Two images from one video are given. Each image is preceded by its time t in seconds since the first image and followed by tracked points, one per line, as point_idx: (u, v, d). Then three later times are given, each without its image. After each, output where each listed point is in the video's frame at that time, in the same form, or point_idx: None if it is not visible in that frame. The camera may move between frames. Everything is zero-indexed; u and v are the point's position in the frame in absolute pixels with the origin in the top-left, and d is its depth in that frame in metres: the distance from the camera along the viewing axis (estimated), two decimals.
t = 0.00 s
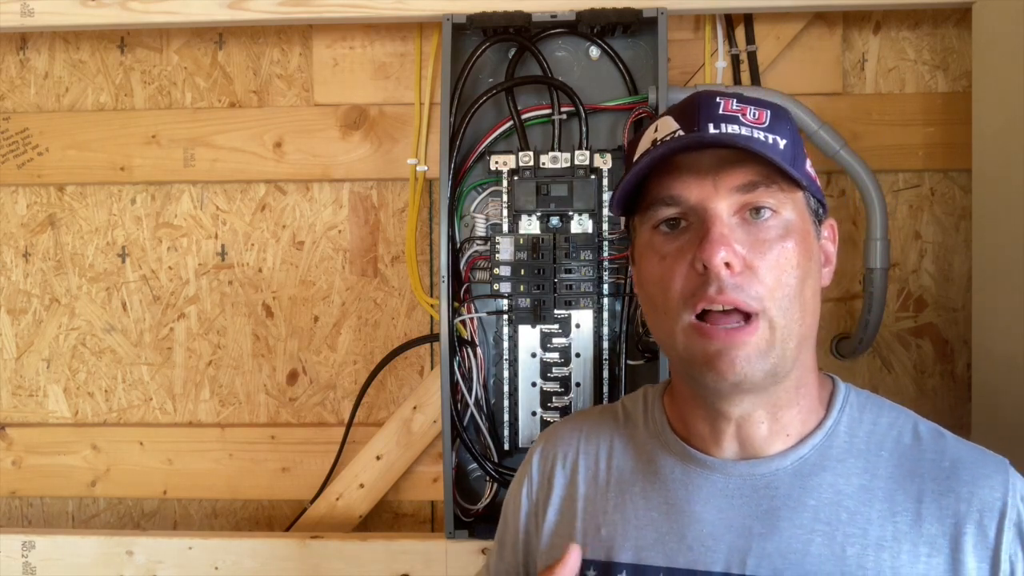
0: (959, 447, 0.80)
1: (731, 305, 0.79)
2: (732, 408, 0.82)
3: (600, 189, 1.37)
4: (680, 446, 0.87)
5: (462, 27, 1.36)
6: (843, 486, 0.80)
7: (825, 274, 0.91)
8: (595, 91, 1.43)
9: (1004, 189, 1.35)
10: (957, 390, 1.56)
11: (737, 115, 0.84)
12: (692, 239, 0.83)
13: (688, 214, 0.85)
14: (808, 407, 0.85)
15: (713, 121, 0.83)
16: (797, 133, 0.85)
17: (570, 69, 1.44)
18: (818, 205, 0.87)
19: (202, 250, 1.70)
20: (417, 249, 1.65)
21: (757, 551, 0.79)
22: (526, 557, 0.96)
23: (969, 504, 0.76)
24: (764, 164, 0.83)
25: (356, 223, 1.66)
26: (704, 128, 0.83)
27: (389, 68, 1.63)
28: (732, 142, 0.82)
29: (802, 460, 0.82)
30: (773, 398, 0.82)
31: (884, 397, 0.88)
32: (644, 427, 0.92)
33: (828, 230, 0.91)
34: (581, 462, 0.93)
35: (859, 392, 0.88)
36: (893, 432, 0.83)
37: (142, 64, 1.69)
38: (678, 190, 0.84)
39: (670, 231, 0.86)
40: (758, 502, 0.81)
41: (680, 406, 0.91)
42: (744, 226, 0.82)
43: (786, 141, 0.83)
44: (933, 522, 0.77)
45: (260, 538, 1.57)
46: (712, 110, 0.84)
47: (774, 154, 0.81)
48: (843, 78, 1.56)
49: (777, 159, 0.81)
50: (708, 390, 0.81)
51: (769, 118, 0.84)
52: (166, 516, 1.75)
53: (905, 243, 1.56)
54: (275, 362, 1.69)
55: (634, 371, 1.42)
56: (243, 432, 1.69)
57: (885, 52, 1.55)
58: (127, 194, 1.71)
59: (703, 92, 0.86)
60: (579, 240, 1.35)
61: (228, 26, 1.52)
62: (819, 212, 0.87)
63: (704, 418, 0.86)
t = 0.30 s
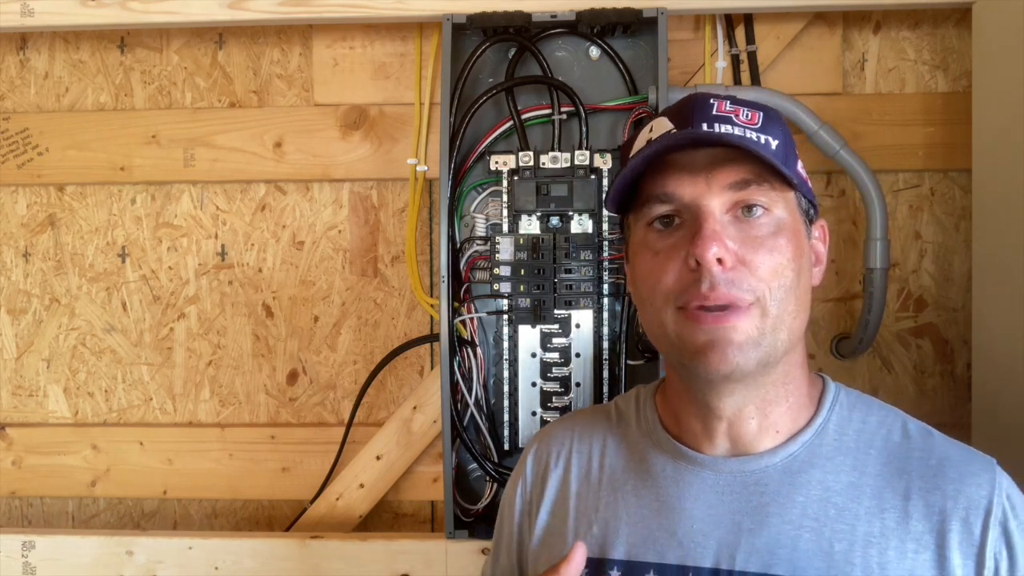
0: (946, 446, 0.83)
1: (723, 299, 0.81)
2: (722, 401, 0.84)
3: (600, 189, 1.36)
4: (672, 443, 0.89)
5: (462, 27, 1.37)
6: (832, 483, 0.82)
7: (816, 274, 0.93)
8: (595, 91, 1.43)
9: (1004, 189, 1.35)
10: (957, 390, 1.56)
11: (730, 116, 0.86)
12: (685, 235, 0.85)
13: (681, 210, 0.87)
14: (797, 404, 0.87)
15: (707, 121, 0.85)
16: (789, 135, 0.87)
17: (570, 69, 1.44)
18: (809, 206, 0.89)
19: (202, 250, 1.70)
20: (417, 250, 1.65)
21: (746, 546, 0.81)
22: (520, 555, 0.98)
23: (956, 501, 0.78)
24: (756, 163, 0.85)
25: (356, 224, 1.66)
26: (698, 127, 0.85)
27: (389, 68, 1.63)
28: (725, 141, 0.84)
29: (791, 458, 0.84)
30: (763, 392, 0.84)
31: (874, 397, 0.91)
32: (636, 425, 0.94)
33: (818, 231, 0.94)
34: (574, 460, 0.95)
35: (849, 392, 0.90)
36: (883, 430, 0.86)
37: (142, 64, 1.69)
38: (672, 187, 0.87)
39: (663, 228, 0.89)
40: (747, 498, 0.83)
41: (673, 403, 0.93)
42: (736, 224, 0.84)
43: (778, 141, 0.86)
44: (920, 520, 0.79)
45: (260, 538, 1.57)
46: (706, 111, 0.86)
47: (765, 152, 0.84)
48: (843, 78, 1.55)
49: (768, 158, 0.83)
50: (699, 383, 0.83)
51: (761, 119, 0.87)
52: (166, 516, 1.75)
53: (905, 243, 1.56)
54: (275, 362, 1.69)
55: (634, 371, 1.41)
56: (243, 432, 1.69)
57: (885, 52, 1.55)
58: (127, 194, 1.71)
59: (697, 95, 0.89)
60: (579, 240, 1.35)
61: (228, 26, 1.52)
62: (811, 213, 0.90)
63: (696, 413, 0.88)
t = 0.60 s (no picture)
0: (941, 446, 0.83)
1: (720, 294, 0.81)
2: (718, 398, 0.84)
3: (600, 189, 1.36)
4: (668, 443, 0.89)
5: (462, 27, 1.36)
6: (827, 482, 0.82)
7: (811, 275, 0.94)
8: (595, 91, 1.43)
9: (1004, 189, 1.35)
10: (957, 390, 1.56)
11: (729, 116, 0.87)
12: (683, 231, 0.86)
13: (680, 207, 0.87)
14: (793, 404, 0.87)
15: (706, 120, 0.86)
16: (786, 136, 0.88)
17: (570, 69, 1.44)
18: (806, 206, 0.90)
19: (202, 250, 1.70)
20: (417, 249, 1.65)
21: (741, 545, 0.81)
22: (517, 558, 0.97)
23: (951, 500, 0.79)
24: (754, 162, 0.86)
25: (356, 224, 1.66)
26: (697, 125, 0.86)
27: (389, 68, 1.63)
28: (724, 139, 0.85)
29: (786, 457, 0.84)
30: (759, 390, 0.84)
31: (869, 398, 0.91)
32: (633, 426, 0.94)
33: (813, 233, 0.95)
34: (570, 462, 0.95)
35: (844, 392, 0.91)
36: (878, 430, 0.86)
37: (142, 64, 1.69)
38: (671, 184, 0.87)
39: (661, 224, 0.89)
40: (743, 497, 0.83)
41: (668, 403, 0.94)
42: (733, 221, 0.85)
43: (776, 141, 0.86)
44: (915, 519, 0.79)
45: (260, 538, 1.57)
46: (705, 110, 0.87)
47: (764, 151, 0.84)
48: (843, 78, 1.55)
49: (766, 156, 0.84)
50: (696, 379, 0.83)
51: (760, 120, 0.87)
52: (166, 516, 1.75)
53: (905, 243, 1.56)
54: (275, 362, 1.69)
55: (634, 371, 1.41)
56: (243, 432, 1.69)
57: (885, 52, 1.55)
58: (127, 194, 1.71)
59: (697, 95, 0.90)
60: (579, 240, 1.35)
61: (228, 26, 1.52)
62: (807, 214, 0.90)
63: (692, 412, 0.88)
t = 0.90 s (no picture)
0: (936, 446, 0.84)
1: (718, 298, 0.81)
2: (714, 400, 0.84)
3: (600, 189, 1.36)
4: (663, 443, 0.89)
5: (462, 27, 1.37)
6: (821, 481, 0.83)
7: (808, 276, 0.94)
8: (595, 91, 1.43)
9: (1004, 189, 1.35)
10: (957, 390, 1.56)
11: (729, 117, 0.87)
12: (682, 235, 0.86)
13: (679, 210, 0.87)
14: (787, 404, 0.88)
15: (706, 122, 0.86)
16: (786, 139, 0.88)
17: (570, 69, 1.44)
18: (804, 209, 0.90)
19: (202, 250, 1.70)
20: (417, 249, 1.65)
21: (735, 545, 0.81)
22: (519, 558, 0.99)
23: (945, 500, 0.79)
24: (754, 166, 0.86)
25: (356, 224, 1.66)
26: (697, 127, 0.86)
27: (389, 68, 1.63)
28: (724, 142, 0.85)
29: (780, 457, 0.85)
30: (755, 392, 0.85)
31: (864, 399, 0.92)
32: (628, 427, 0.95)
33: (812, 235, 0.94)
34: (566, 464, 0.96)
35: (839, 393, 0.91)
36: (873, 430, 0.86)
37: (142, 64, 1.69)
38: (671, 187, 0.87)
39: (660, 227, 0.89)
40: (737, 496, 0.84)
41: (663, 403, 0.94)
42: (733, 225, 0.85)
43: (776, 144, 0.86)
44: (909, 519, 0.79)
45: (260, 538, 1.57)
46: (705, 112, 0.87)
47: (764, 155, 0.84)
48: (843, 78, 1.56)
49: (766, 160, 0.84)
50: (693, 382, 0.83)
51: (760, 122, 0.87)
52: (166, 516, 1.75)
53: (905, 243, 1.56)
54: (275, 362, 1.69)
55: (634, 371, 1.41)
56: (243, 432, 1.69)
57: (885, 52, 1.55)
58: (127, 194, 1.71)
59: (697, 96, 0.90)
60: (579, 240, 1.35)
61: (228, 26, 1.52)
62: (804, 216, 0.90)
63: (688, 413, 0.88)
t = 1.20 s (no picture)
0: (926, 446, 0.84)
1: (714, 295, 0.81)
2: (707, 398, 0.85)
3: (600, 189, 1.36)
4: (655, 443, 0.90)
5: (462, 27, 1.37)
6: (810, 483, 0.83)
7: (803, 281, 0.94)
8: (595, 91, 1.43)
9: (1004, 189, 1.35)
10: (957, 390, 1.56)
11: (735, 117, 0.88)
12: (681, 230, 0.86)
13: (679, 206, 0.87)
14: (778, 406, 0.88)
15: (711, 120, 0.86)
16: (789, 142, 0.89)
17: (570, 69, 1.44)
18: (802, 214, 0.91)
19: (202, 250, 1.70)
20: (417, 249, 1.65)
21: (724, 545, 0.81)
22: (511, 558, 0.99)
23: (934, 501, 0.79)
24: (756, 167, 0.86)
25: (356, 224, 1.66)
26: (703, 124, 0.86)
27: (389, 68, 1.63)
28: (728, 140, 0.85)
29: (771, 457, 0.85)
30: (748, 392, 0.85)
31: (856, 400, 0.92)
32: (621, 427, 0.95)
33: (808, 241, 0.95)
34: (559, 464, 0.96)
35: (830, 394, 0.92)
36: (864, 431, 0.87)
37: (142, 64, 1.69)
38: (673, 182, 0.87)
39: (659, 222, 0.89)
40: (726, 497, 0.84)
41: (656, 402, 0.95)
42: (731, 224, 0.85)
43: (779, 147, 0.87)
44: (898, 520, 0.80)
45: (260, 538, 1.57)
46: (712, 110, 0.88)
47: (767, 156, 0.85)
48: (843, 78, 1.55)
49: (769, 161, 0.85)
50: (688, 378, 0.83)
51: (765, 124, 0.88)
52: (166, 516, 1.75)
53: (905, 243, 1.56)
54: (275, 362, 1.69)
55: (634, 371, 1.41)
56: (243, 432, 1.69)
57: (885, 52, 1.55)
58: (127, 194, 1.71)
59: (705, 95, 0.90)
60: (579, 240, 1.35)
61: (228, 26, 1.52)
62: (803, 221, 0.91)
63: (681, 412, 0.89)
